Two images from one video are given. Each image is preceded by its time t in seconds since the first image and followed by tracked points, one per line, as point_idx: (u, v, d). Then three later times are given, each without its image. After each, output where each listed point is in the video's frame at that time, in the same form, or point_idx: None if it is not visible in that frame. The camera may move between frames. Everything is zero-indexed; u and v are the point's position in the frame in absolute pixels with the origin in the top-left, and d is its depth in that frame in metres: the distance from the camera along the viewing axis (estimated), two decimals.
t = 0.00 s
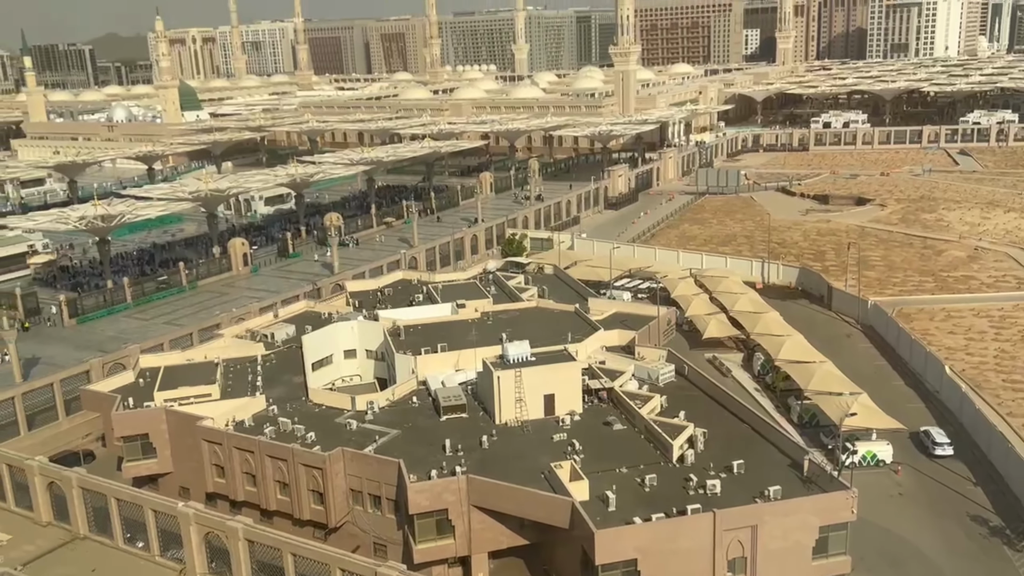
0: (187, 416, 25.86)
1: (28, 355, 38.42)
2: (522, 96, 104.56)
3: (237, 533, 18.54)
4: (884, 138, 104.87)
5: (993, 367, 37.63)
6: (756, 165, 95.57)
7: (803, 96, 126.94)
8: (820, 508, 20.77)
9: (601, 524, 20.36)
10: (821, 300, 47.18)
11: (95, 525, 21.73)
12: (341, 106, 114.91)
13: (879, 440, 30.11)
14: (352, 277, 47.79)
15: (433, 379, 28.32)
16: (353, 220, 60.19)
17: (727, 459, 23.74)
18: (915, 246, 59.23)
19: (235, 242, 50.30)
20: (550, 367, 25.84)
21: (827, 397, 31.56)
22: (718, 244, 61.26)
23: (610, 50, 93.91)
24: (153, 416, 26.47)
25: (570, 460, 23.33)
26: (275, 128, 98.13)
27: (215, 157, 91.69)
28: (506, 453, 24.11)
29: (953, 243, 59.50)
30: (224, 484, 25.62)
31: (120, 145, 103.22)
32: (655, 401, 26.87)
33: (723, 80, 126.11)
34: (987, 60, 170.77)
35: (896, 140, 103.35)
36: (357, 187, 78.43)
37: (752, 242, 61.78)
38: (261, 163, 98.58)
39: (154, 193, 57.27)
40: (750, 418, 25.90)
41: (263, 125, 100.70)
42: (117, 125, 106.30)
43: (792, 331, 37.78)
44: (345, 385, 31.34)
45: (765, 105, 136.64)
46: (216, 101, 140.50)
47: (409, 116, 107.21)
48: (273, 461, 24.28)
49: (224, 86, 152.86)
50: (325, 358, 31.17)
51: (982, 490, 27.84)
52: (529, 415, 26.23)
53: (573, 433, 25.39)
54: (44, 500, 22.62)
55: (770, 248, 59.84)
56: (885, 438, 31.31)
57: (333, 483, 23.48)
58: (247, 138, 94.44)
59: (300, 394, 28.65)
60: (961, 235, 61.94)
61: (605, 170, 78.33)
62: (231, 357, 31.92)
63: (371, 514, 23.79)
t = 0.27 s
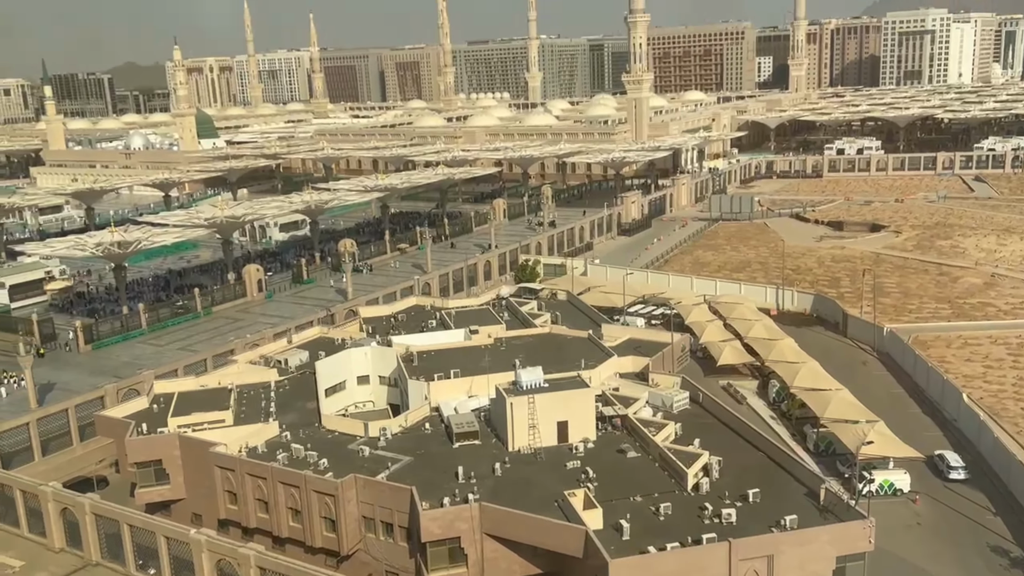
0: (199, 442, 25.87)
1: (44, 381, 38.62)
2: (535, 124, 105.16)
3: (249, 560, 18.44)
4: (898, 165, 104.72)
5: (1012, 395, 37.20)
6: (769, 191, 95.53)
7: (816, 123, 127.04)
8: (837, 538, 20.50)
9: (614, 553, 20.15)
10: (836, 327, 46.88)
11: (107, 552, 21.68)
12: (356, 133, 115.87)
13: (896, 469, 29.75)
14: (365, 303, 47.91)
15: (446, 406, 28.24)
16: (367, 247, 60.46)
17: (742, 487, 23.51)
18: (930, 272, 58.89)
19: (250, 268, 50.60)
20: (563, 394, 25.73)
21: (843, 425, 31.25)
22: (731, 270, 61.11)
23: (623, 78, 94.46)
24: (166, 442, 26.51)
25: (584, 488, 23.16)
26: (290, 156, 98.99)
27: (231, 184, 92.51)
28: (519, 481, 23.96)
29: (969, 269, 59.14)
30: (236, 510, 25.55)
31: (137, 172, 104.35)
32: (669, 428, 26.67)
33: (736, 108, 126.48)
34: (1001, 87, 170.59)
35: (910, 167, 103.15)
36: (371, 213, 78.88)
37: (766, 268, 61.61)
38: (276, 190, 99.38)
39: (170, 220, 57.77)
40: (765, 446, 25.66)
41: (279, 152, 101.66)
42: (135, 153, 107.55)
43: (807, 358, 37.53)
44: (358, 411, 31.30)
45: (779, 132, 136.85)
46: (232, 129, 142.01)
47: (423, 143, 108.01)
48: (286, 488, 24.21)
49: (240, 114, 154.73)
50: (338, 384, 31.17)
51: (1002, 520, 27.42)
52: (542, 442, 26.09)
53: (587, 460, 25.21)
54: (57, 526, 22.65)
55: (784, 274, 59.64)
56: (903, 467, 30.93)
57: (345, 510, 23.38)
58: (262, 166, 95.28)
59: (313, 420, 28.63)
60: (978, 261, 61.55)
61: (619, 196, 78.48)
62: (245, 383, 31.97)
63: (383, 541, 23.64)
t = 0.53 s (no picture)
0: (212, 469, 25.86)
1: (58, 406, 38.73)
2: (548, 152, 105.69)
3: None
4: (912, 193, 104.51)
5: None
6: (783, 219, 95.42)
7: (829, 151, 127.08)
8: (854, 570, 20.23)
9: None
10: (851, 355, 46.51)
11: None
12: (370, 161, 116.74)
13: (914, 499, 29.34)
14: (378, 330, 47.96)
15: (458, 433, 28.13)
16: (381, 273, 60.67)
17: (757, 517, 23.26)
18: (946, 300, 58.53)
19: (264, 294, 50.84)
20: (576, 422, 25.61)
21: (859, 454, 30.92)
22: (745, 297, 60.92)
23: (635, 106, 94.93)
24: (178, 468, 26.53)
25: (597, 517, 22.96)
26: (305, 183, 99.78)
27: (246, 212, 93.23)
28: (532, 509, 23.78)
29: (985, 298, 58.74)
30: (248, 538, 25.47)
31: (153, 200, 105.38)
32: (683, 457, 26.45)
33: (748, 136, 126.77)
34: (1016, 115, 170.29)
35: (925, 195, 102.88)
36: (385, 240, 79.27)
37: (780, 296, 61.39)
38: (291, 218, 100.03)
39: (186, 246, 58.21)
40: (781, 475, 25.39)
41: (294, 179, 102.42)
42: (151, 180, 108.56)
43: (822, 387, 37.22)
44: (371, 438, 31.19)
45: (791, 159, 136.95)
46: (247, 157, 143.43)
47: (437, 171, 108.65)
48: (297, 515, 24.12)
49: (256, 142, 156.28)
50: (351, 411, 31.11)
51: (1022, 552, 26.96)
52: (555, 471, 25.92)
53: (600, 489, 25.02)
54: (68, 551, 22.84)
55: (798, 302, 59.40)
56: (920, 497, 30.53)
57: (357, 538, 23.25)
58: (277, 193, 96.05)
59: (326, 447, 28.57)
60: (994, 289, 61.13)
61: (631, 224, 78.54)
62: (258, 409, 31.99)
63: (395, 570, 23.48)
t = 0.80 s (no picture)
0: (223, 497, 25.82)
1: (71, 434, 38.85)
2: (560, 181, 106.12)
3: None
4: (926, 222, 104.21)
5: None
6: (795, 247, 95.23)
7: (842, 180, 127.06)
8: None
9: None
10: (866, 385, 46.10)
11: None
12: (383, 190, 117.45)
13: (932, 532, 28.85)
14: (390, 357, 47.98)
15: (469, 462, 27.98)
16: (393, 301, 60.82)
17: (773, 549, 22.97)
18: (962, 330, 58.09)
19: (277, 321, 51.03)
20: (588, 451, 25.46)
21: (875, 486, 30.55)
22: (758, 326, 60.69)
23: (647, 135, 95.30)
24: (189, 496, 26.53)
25: (610, 548, 22.71)
26: (319, 212, 100.44)
27: (260, 239, 93.84)
28: (544, 540, 23.57)
29: (1001, 327, 58.27)
30: (258, 566, 25.36)
31: (169, 227, 106.24)
32: (697, 487, 26.19)
33: (761, 164, 126.92)
34: None
35: (938, 224, 102.54)
36: (397, 268, 79.55)
37: (794, 325, 61.10)
38: (304, 246, 100.59)
39: (200, 274, 58.59)
40: (796, 507, 25.11)
41: (307, 208, 103.14)
42: (167, 208, 109.48)
43: (837, 417, 36.87)
44: (382, 466, 31.07)
45: (804, 188, 136.90)
46: (262, 185, 144.66)
47: (449, 199, 109.21)
48: (308, 544, 23.99)
49: (270, 171, 157.70)
50: (362, 439, 31.04)
51: None
52: (567, 500, 25.72)
53: (613, 519, 24.78)
54: None
55: (812, 331, 59.08)
56: (938, 529, 30.09)
57: (367, 568, 23.08)
58: (291, 221, 96.69)
59: (337, 475, 28.47)
60: (1010, 319, 60.65)
61: (644, 252, 78.55)
62: (270, 437, 31.97)
63: None
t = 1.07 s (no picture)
0: (234, 523, 25.78)
1: (84, 459, 38.92)
2: (573, 207, 106.33)
3: None
4: (940, 249, 103.76)
5: None
6: (808, 274, 94.92)
7: (855, 207, 126.82)
8: None
9: None
10: (881, 413, 45.72)
11: None
12: (396, 216, 118.00)
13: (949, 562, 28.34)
14: (402, 383, 47.94)
15: (481, 489, 27.83)
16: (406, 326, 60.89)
17: None
18: (977, 358, 57.62)
19: (290, 347, 51.17)
20: (601, 479, 25.32)
21: (891, 516, 30.18)
22: (771, 353, 60.37)
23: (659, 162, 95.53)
24: (200, 522, 26.51)
25: None
26: (332, 238, 100.95)
27: (273, 265, 94.37)
28: (555, 569, 23.35)
29: (1017, 355, 57.75)
30: None
31: (183, 253, 107.00)
32: (711, 516, 25.94)
33: (773, 192, 126.89)
34: None
35: (953, 251, 102.05)
36: (410, 293, 79.75)
37: (807, 352, 60.75)
38: (318, 271, 101.01)
39: (214, 299, 58.88)
40: (812, 536, 24.82)
41: (321, 234, 103.67)
42: (182, 234, 110.23)
43: (852, 445, 36.52)
44: (393, 493, 30.92)
45: (817, 215, 136.67)
46: (276, 211, 145.68)
47: (462, 225, 109.63)
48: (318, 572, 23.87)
49: (284, 198, 158.85)
50: (373, 466, 30.93)
51: None
52: (579, 529, 25.51)
53: (625, 548, 24.55)
54: None
55: (826, 358, 58.73)
56: (955, 560, 29.63)
57: None
58: (305, 248, 97.24)
59: (348, 502, 28.37)
60: None
61: (656, 278, 78.46)
62: (281, 463, 31.90)
63: None
